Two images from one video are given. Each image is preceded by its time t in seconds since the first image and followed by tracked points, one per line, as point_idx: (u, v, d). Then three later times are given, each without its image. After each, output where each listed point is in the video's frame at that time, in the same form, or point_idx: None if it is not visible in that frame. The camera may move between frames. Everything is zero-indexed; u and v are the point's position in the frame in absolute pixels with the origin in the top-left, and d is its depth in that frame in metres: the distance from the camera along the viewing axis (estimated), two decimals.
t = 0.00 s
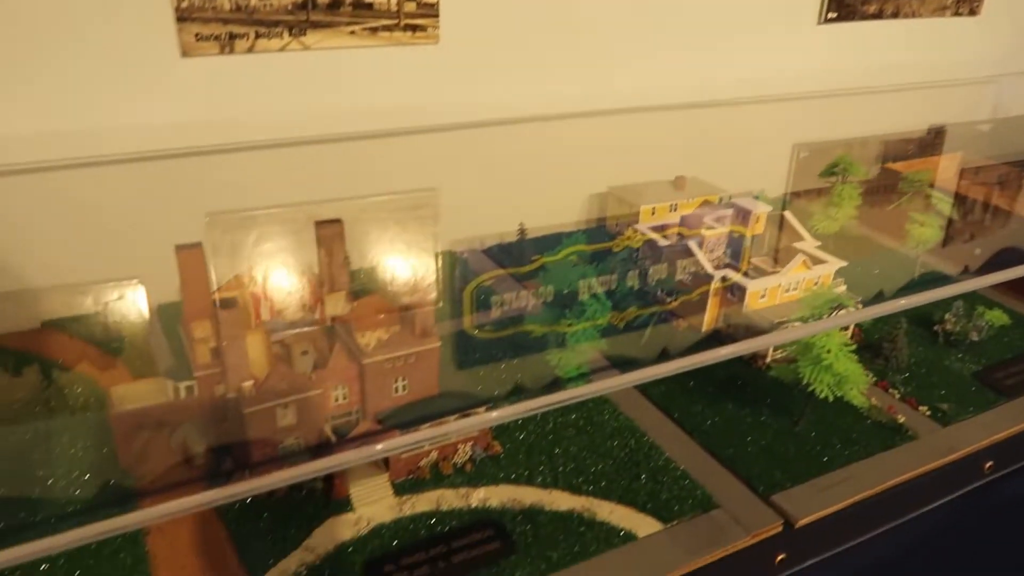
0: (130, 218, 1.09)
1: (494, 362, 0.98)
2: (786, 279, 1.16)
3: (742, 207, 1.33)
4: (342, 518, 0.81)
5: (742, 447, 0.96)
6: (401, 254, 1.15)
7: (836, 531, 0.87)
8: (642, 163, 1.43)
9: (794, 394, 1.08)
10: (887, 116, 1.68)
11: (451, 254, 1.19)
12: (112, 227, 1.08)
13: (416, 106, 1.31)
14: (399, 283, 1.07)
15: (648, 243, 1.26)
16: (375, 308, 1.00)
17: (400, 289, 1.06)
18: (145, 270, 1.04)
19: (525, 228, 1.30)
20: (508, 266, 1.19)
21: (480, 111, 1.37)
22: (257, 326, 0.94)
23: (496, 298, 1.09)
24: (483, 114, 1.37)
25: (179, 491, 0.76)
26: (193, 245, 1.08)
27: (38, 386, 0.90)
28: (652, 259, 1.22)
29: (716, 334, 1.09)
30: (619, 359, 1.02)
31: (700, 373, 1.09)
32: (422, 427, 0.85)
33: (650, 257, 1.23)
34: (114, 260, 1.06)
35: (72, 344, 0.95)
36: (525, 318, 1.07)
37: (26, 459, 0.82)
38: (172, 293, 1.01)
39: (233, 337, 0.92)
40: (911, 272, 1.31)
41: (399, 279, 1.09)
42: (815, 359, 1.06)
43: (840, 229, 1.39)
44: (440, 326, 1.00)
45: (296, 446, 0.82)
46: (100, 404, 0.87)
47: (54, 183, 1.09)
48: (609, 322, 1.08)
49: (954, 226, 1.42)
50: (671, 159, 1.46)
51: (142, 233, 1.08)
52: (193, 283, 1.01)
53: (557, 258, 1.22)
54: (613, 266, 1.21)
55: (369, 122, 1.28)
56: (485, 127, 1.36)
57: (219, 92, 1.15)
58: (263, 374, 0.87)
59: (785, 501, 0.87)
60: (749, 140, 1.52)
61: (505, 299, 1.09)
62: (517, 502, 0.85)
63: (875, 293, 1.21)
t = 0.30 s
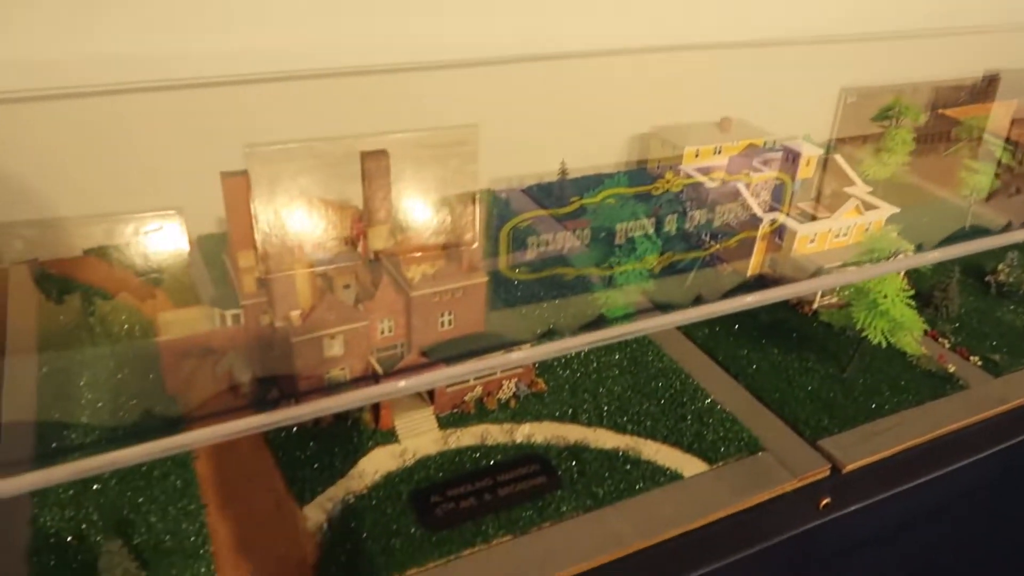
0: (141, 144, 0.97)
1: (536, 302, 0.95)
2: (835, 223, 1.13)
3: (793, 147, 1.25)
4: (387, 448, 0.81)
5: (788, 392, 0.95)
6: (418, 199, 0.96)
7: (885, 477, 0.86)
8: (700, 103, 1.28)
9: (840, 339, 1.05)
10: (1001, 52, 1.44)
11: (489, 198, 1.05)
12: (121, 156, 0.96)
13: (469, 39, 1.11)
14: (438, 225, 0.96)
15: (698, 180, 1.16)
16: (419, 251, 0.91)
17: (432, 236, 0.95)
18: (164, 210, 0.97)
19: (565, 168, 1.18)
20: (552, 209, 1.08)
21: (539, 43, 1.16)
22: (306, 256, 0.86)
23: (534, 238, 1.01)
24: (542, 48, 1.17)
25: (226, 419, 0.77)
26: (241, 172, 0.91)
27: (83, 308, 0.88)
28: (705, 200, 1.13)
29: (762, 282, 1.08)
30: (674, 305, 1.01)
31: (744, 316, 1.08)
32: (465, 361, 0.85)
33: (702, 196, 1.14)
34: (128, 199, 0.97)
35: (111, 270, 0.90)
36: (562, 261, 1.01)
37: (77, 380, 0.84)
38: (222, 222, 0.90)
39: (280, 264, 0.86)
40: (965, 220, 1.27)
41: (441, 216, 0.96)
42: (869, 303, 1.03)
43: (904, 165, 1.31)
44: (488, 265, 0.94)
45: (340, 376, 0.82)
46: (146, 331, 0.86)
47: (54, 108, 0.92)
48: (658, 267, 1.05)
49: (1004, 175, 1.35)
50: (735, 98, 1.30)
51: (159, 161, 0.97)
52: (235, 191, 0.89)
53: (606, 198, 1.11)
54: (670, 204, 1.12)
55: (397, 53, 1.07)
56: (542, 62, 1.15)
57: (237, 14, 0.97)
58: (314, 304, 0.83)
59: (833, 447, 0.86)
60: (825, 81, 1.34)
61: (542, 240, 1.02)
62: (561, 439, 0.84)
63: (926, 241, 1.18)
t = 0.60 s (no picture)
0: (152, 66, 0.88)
1: (565, 251, 0.93)
2: (875, 181, 1.10)
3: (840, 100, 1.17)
4: (412, 389, 0.80)
5: (820, 350, 0.93)
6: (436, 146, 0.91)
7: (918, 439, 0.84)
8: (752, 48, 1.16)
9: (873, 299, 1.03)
10: None
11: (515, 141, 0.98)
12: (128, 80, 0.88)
13: None
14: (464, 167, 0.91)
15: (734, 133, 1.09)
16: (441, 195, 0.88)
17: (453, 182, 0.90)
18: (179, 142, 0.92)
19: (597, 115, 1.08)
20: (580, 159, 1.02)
21: None
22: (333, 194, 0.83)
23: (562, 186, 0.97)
24: None
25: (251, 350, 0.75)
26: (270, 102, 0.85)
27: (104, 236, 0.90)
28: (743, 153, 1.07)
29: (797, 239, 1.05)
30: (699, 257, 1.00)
31: (776, 273, 1.06)
32: (494, 306, 0.84)
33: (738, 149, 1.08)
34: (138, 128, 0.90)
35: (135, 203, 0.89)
36: (588, 211, 0.98)
37: (100, 311, 0.87)
38: (245, 156, 0.88)
39: (309, 202, 0.82)
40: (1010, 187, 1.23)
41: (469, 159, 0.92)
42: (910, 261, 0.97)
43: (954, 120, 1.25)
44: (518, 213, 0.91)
45: (367, 316, 0.81)
46: (170, 263, 0.85)
47: (43, 30, 0.83)
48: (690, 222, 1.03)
49: None
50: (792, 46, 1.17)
51: (165, 90, 0.89)
52: (260, 126, 0.84)
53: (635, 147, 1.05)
54: (707, 156, 1.07)
55: None
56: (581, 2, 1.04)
57: None
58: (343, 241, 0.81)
59: (866, 407, 0.85)
60: (902, 27, 1.21)
61: (569, 189, 0.98)
62: (589, 388, 0.83)
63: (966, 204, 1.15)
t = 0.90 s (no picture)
0: (178, 28, 0.85)
1: (598, 222, 0.89)
2: (921, 153, 1.05)
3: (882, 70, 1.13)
4: (442, 362, 0.77)
5: (865, 328, 0.89)
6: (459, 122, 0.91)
7: (966, 423, 0.81)
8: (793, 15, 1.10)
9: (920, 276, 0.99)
10: None
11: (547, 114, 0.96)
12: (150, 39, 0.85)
13: None
14: (495, 136, 0.90)
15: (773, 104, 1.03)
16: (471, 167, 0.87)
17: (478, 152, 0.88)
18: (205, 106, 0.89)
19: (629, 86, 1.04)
20: (614, 130, 0.97)
21: None
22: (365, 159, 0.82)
23: (592, 157, 0.92)
24: None
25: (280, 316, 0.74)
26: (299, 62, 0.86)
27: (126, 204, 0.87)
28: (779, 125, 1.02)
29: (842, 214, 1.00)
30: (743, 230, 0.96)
31: (816, 249, 1.02)
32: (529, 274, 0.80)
33: (776, 121, 1.02)
34: (160, 90, 0.88)
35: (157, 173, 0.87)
36: (619, 185, 0.93)
37: (124, 279, 0.85)
38: (270, 123, 0.88)
39: (340, 173, 0.81)
40: None
41: (500, 127, 0.91)
42: (963, 235, 0.93)
43: (1006, 91, 1.18)
44: (546, 185, 0.87)
45: (395, 284, 0.78)
46: (195, 229, 0.82)
47: None
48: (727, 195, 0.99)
49: None
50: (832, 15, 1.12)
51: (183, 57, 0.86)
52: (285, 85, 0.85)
53: (668, 120, 0.99)
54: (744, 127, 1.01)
55: None
56: None
57: None
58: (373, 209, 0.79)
59: (913, 388, 0.82)
60: None
61: (599, 161, 0.93)
62: (625, 363, 0.80)
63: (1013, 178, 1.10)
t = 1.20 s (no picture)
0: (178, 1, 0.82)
1: (620, 200, 0.88)
2: (952, 133, 1.03)
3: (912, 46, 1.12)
4: (460, 343, 0.75)
5: (893, 314, 0.87)
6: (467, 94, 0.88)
7: (996, 411, 0.79)
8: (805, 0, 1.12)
9: (951, 260, 0.96)
10: None
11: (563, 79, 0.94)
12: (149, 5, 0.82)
13: None
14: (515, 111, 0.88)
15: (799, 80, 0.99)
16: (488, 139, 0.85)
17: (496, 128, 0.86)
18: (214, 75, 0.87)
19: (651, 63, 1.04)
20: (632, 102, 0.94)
21: None
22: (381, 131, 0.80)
23: (610, 133, 0.89)
24: None
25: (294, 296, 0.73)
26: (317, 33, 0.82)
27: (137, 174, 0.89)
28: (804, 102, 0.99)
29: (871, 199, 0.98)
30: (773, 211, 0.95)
31: (843, 231, 0.99)
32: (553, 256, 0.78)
33: (802, 96, 0.99)
34: (166, 61, 0.85)
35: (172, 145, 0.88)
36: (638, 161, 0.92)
37: (135, 251, 0.84)
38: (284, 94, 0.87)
39: (355, 147, 0.78)
40: None
41: (519, 101, 0.88)
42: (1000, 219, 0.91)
43: None
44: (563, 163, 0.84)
45: (412, 262, 0.76)
46: (209, 203, 0.83)
47: None
48: (754, 171, 0.97)
49: None
50: None
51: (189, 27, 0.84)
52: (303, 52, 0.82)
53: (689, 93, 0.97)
54: (766, 103, 0.98)
55: None
56: None
57: None
58: (390, 183, 0.75)
59: (943, 375, 0.80)
60: None
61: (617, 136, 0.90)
62: (648, 346, 0.78)
63: None
